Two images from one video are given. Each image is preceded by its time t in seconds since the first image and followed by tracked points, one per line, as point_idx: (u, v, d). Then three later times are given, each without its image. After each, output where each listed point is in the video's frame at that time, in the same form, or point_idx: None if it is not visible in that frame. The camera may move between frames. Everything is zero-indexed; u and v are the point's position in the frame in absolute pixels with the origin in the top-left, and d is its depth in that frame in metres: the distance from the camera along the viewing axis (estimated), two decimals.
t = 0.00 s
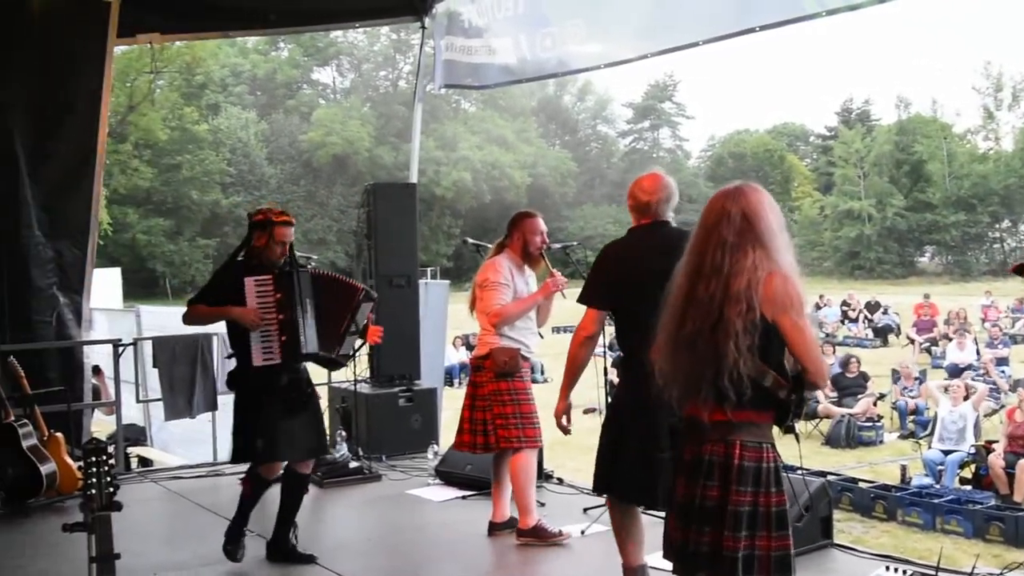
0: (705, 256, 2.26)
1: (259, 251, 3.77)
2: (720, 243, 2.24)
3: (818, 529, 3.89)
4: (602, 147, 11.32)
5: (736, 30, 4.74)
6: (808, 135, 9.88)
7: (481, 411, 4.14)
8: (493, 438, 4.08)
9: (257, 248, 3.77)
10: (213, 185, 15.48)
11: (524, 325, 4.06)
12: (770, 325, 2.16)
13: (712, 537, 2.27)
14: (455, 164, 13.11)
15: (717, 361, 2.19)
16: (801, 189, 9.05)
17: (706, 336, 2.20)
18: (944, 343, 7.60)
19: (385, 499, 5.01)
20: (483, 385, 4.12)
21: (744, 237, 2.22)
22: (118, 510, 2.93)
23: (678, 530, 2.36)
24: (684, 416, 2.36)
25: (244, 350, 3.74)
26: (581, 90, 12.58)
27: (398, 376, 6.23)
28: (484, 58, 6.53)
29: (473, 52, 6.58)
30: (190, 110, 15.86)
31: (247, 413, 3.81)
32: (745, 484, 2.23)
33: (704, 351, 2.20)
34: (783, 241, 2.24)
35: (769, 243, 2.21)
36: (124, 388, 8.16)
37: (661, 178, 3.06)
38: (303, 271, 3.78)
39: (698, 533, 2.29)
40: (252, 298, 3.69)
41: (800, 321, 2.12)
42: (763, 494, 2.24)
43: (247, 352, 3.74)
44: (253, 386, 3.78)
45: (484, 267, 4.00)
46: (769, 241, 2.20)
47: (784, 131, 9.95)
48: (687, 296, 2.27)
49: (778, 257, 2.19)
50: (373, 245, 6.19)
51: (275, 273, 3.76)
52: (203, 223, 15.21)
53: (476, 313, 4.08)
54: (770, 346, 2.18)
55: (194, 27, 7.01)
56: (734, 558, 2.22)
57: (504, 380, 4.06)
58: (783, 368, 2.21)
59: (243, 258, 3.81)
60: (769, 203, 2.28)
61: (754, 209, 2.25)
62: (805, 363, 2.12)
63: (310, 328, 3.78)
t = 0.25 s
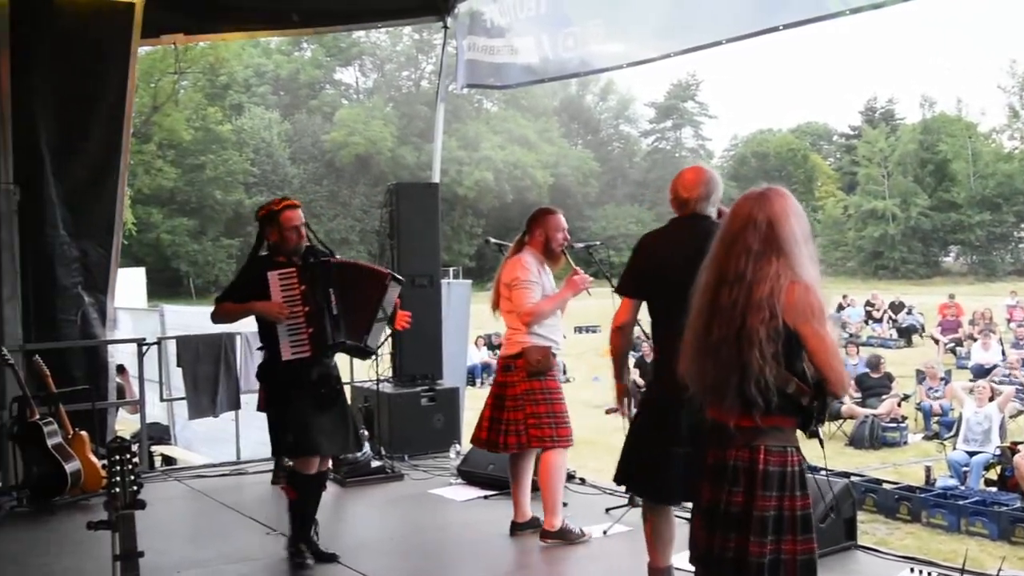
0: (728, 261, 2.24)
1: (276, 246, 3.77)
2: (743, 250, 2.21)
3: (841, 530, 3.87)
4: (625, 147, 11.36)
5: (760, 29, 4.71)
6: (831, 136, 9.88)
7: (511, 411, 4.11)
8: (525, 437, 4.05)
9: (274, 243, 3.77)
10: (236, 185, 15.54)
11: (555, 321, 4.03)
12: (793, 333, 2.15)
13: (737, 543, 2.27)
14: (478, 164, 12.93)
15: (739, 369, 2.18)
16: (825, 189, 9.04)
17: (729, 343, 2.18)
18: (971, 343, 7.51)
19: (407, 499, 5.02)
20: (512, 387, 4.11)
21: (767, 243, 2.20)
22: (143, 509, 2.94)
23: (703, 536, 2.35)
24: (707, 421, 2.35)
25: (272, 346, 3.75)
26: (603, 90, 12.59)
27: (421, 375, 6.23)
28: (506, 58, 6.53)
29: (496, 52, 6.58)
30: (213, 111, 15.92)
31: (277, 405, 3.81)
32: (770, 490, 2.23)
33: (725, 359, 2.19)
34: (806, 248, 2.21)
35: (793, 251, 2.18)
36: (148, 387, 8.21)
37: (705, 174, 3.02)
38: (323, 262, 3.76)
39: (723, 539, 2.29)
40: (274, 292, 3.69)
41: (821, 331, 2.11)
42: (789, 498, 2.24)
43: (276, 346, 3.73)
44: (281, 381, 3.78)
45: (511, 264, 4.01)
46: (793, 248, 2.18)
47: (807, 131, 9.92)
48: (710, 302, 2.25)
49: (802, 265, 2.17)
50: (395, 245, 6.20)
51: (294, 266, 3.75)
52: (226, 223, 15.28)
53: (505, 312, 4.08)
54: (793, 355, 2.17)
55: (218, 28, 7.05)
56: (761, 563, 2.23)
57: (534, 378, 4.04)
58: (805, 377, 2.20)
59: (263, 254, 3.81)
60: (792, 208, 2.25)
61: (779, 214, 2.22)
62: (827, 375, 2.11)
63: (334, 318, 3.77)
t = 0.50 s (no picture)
0: (752, 278, 2.19)
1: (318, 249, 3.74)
2: (766, 266, 2.17)
3: (867, 531, 3.85)
4: (648, 148, 11.34)
5: (784, 27, 4.69)
6: (856, 136, 9.88)
7: (550, 416, 4.08)
8: (570, 441, 4.02)
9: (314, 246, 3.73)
10: (260, 185, 15.60)
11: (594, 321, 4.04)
12: (818, 353, 2.11)
13: (764, 566, 2.23)
14: (500, 164, 13.05)
15: (762, 388, 2.14)
16: (850, 189, 9.02)
17: (753, 362, 2.14)
18: (995, 343, 7.23)
19: (431, 499, 5.02)
20: (552, 391, 4.07)
21: (792, 259, 2.15)
22: (169, 508, 2.96)
23: (730, 557, 2.32)
24: (731, 440, 2.32)
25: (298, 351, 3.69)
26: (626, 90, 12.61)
27: (444, 376, 6.24)
28: (530, 58, 6.52)
29: (519, 52, 6.58)
30: (238, 112, 15.95)
31: (302, 408, 3.76)
32: (793, 512, 2.19)
33: (748, 378, 2.16)
34: (831, 264, 2.16)
35: (817, 268, 2.13)
36: (173, 387, 8.25)
37: (746, 172, 2.99)
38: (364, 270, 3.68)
39: (750, 561, 2.26)
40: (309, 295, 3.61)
41: (846, 351, 2.06)
42: (815, 519, 2.20)
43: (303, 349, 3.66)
44: (304, 386, 3.72)
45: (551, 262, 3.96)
46: (818, 265, 2.13)
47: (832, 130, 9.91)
48: (734, 319, 2.21)
49: (827, 283, 2.12)
50: (419, 246, 6.21)
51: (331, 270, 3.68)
52: (251, 223, 15.34)
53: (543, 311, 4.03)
54: (817, 374, 2.13)
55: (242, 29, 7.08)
56: None
57: (577, 382, 4.03)
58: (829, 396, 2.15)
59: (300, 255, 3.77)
60: (818, 223, 2.20)
61: (804, 230, 2.17)
62: (849, 398, 2.06)
63: (370, 328, 3.69)
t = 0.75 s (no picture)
0: (779, 287, 2.14)
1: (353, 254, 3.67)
2: (793, 275, 2.12)
3: (893, 534, 3.83)
4: (670, 149, 11.28)
5: (808, 27, 4.66)
6: (879, 135, 9.88)
7: (588, 422, 4.03)
8: (611, 447, 4.00)
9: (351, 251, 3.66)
10: (283, 188, 15.66)
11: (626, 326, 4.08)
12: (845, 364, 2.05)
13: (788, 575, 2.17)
14: (521, 167, 13.06)
15: (788, 399, 2.09)
16: (872, 189, 9.00)
17: (779, 373, 2.10)
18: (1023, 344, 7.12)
19: (454, 501, 5.03)
20: (592, 396, 4.02)
21: (819, 268, 2.09)
22: (195, 510, 2.96)
23: (755, 569, 2.26)
24: (758, 450, 2.27)
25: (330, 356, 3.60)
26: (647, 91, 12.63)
27: (467, 378, 6.24)
28: (552, 60, 6.52)
29: (542, 54, 6.57)
30: (261, 116, 15.91)
31: (322, 414, 3.66)
32: (817, 520, 2.13)
33: (775, 389, 2.11)
34: (860, 275, 2.10)
35: (845, 278, 2.08)
36: (198, 390, 8.29)
37: (767, 178, 2.95)
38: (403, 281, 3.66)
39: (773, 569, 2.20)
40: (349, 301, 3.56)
41: (873, 361, 2.01)
42: (838, 527, 2.14)
43: (335, 354, 3.59)
44: (333, 391, 3.62)
45: (590, 266, 3.92)
46: (846, 275, 2.08)
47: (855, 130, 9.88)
48: (760, 329, 2.17)
49: (855, 294, 2.06)
50: (442, 248, 6.21)
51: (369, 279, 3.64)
52: (273, 226, 15.54)
53: (583, 316, 3.99)
54: (845, 386, 2.07)
55: (265, 32, 7.10)
56: None
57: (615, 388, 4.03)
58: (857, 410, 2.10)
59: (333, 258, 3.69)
60: (847, 232, 2.15)
61: (833, 239, 2.12)
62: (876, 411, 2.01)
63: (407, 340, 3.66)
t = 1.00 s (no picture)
0: (809, 260, 2.20)
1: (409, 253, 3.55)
2: (822, 248, 2.18)
3: (922, 541, 3.81)
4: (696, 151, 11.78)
5: (836, 30, 4.64)
6: (906, 138, 9.80)
7: (621, 427, 4.01)
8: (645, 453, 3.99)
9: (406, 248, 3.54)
10: (309, 192, 15.71)
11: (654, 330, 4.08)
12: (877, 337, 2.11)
13: (826, 555, 2.21)
14: (547, 170, 12.97)
15: (821, 371, 2.14)
16: (900, 194, 8.96)
17: (813, 345, 2.14)
18: None
19: (481, 505, 5.03)
20: (627, 400, 4.00)
21: (849, 240, 2.16)
22: (225, 513, 2.98)
23: (789, 547, 2.30)
24: (788, 429, 2.30)
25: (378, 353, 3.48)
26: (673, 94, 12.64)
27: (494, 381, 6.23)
28: (579, 64, 6.51)
29: (569, 58, 6.57)
30: (287, 119, 15.89)
31: (362, 408, 3.56)
32: (856, 499, 2.18)
33: (807, 361, 2.15)
34: (888, 248, 2.17)
35: (874, 251, 2.15)
36: (224, 392, 8.33)
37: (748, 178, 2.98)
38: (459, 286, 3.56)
39: (809, 549, 2.24)
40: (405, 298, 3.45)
41: (905, 332, 2.06)
42: (872, 507, 2.19)
43: (384, 348, 3.47)
44: (368, 391, 3.52)
45: (631, 269, 3.89)
46: (874, 247, 2.14)
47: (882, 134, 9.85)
48: (790, 302, 2.22)
49: (884, 266, 2.13)
50: (469, 251, 6.21)
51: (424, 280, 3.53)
52: (299, 229, 15.61)
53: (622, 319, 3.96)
54: (877, 359, 2.12)
55: (292, 37, 7.13)
56: None
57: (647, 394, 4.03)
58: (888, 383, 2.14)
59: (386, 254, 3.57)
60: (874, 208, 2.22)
61: (860, 214, 2.18)
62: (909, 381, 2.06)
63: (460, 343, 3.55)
